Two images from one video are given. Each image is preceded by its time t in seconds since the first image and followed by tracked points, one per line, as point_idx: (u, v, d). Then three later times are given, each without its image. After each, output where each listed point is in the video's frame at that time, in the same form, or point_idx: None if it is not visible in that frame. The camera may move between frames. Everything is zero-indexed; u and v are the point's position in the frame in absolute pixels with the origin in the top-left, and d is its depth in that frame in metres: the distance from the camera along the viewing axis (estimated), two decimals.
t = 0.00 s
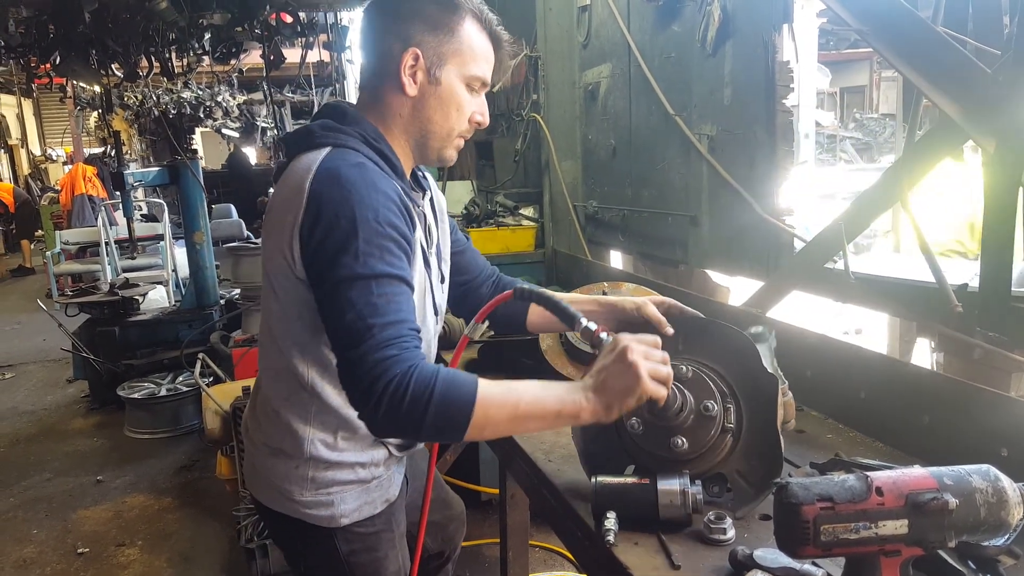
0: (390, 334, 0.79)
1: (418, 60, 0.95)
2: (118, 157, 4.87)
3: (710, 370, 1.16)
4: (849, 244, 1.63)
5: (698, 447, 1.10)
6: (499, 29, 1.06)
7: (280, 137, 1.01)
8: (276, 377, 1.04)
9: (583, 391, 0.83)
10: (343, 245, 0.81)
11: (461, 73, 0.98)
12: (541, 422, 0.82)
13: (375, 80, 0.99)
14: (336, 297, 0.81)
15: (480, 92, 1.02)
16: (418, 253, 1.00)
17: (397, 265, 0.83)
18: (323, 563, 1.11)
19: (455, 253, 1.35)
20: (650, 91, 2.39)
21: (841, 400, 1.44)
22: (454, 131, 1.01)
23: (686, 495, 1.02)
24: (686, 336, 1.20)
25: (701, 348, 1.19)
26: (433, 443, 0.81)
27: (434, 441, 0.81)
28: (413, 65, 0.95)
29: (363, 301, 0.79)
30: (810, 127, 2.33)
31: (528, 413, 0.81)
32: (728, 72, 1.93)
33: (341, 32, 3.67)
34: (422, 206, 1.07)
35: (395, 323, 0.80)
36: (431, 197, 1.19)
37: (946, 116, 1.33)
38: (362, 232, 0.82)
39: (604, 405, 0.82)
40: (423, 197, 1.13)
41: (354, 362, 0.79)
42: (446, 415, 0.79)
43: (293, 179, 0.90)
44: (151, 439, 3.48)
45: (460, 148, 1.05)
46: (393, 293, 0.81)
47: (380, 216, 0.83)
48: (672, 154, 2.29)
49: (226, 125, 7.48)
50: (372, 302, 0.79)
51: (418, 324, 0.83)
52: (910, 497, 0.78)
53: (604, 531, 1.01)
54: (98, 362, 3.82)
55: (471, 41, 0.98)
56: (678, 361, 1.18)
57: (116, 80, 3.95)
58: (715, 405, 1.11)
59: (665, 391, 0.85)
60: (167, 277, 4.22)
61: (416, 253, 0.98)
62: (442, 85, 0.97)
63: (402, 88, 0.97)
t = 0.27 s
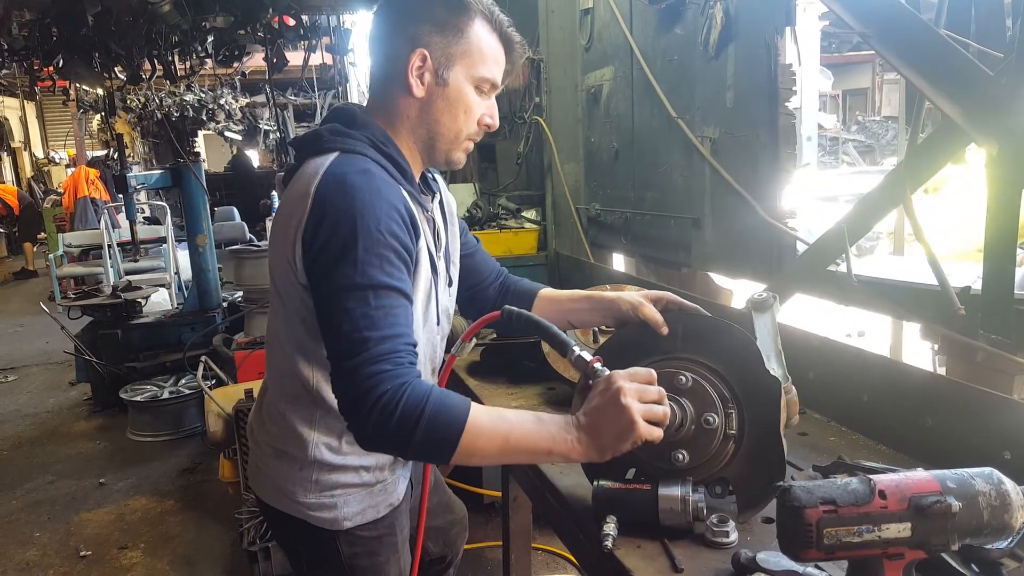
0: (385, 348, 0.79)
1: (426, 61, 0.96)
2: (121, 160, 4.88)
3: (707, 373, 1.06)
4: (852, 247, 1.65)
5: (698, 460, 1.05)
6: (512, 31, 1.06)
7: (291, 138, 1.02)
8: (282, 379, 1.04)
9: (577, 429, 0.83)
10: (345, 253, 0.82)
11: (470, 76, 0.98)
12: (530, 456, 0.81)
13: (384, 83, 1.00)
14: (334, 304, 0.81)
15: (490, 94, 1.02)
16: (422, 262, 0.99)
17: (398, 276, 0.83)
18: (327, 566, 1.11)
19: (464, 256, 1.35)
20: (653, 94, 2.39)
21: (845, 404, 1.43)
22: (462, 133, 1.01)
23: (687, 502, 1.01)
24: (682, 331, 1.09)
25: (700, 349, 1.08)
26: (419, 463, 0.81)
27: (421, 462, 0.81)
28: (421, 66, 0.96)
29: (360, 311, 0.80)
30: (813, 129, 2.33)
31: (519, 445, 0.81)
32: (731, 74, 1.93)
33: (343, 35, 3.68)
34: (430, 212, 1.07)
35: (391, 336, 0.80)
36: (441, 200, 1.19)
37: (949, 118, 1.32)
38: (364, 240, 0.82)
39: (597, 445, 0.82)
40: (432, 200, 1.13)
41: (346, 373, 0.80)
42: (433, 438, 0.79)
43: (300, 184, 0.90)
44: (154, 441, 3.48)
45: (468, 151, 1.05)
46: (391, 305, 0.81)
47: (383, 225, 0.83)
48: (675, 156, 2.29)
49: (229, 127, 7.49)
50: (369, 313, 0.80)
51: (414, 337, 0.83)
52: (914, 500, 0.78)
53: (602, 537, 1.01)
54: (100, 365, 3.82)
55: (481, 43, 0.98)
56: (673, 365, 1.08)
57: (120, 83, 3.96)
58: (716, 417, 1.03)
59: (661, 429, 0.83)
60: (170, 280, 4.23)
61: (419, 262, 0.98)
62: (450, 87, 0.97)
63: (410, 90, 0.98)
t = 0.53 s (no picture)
0: (385, 353, 0.80)
1: (429, 63, 0.96)
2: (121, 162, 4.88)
3: (707, 376, 1.06)
4: (852, 248, 1.66)
5: (697, 466, 1.04)
6: (520, 35, 1.06)
7: (295, 141, 1.02)
8: (285, 380, 1.05)
9: (576, 442, 0.82)
10: (346, 257, 0.82)
11: (474, 79, 0.99)
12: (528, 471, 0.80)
13: (389, 85, 1.01)
14: (335, 308, 0.81)
15: (494, 98, 1.02)
16: (425, 266, 0.99)
17: (398, 282, 0.83)
18: (329, 568, 1.11)
19: (469, 257, 1.36)
20: (653, 96, 2.40)
21: (846, 405, 1.43)
22: (465, 136, 1.02)
23: (687, 505, 1.01)
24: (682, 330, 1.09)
25: (702, 352, 1.07)
26: (416, 471, 0.81)
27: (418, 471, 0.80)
28: (424, 68, 0.96)
29: (359, 316, 0.80)
30: (813, 131, 2.34)
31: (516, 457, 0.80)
32: (732, 76, 1.94)
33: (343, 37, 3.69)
34: (435, 215, 1.07)
35: (391, 342, 0.80)
36: (446, 202, 1.19)
37: (948, 119, 1.33)
38: (364, 244, 0.82)
39: (596, 459, 0.80)
40: (436, 203, 1.13)
41: (344, 378, 0.80)
42: (429, 447, 0.78)
43: (303, 186, 0.91)
44: (154, 443, 3.48)
45: (472, 155, 1.05)
46: (391, 310, 0.81)
47: (383, 230, 0.84)
48: (675, 158, 2.30)
49: (229, 129, 7.50)
50: (368, 318, 0.80)
51: (414, 343, 0.83)
52: (912, 500, 0.78)
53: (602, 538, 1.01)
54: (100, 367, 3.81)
55: (487, 46, 0.98)
56: (675, 367, 1.07)
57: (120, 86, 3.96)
58: (715, 424, 1.03)
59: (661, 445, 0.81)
60: (170, 282, 4.23)
61: (422, 265, 0.98)
62: (453, 89, 0.98)
63: (414, 92, 0.98)
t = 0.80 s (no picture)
0: (379, 363, 0.80)
1: (426, 66, 0.96)
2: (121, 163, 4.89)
3: (705, 382, 1.06)
4: (851, 250, 1.65)
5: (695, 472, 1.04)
6: (521, 37, 1.05)
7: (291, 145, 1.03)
8: (282, 383, 1.05)
9: (572, 460, 0.82)
10: (339, 264, 0.82)
11: (472, 82, 0.98)
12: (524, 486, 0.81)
13: (386, 88, 1.01)
14: (328, 316, 0.82)
15: (493, 101, 1.02)
16: (421, 271, 0.99)
17: (392, 290, 0.83)
18: (327, 569, 1.11)
19: (470, 261, 1.36)
20: (652, 98, 2.40)
21: (844, 407, 1.44)
22: (463, 140, 1.02)
23: (683, 508, 1.01)
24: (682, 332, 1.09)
25: (700, 356, 1.07)
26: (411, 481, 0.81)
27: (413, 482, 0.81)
28: (421, 71, 0.97)
29: (353, 325, 0.80)
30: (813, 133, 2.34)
31: (511, 471, 0.81)
32: (731, 78, 1.94)
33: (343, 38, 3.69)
34: (432, 219, 1.07)
35: (385, 351, 0.80)
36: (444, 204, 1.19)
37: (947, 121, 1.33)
38: (357, 252, 0.82)
39: (591, 479, 0.80)
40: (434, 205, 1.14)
41: (338, 387, 0.80)
42: (424, 459, 0.79)
43: (297, 193, 0.91)
44: (154, 444, 3.48)
45: (470, 158, 1.05)
46: (384, 319, 0.81)
47: (376, 237, 0.84)
48: (675, 160, 2.30)
49: (229, 130, 7.51)
50: (362, 328, 0.80)
51: (409, 351, 0.84)
52: (912, 502, 0.78)
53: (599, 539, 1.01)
54: (100, 367, 3.82)
55: (485, 49, 0.98)
56: (674, 372, 1.08)
57: (120, 86, 3.97)
58: (714, 431, 1.03)
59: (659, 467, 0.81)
60: (170, 283, 4.23)
61: (418, 270, 0.98)
62: (450, 92, 0.98)
63: (411, 95, 0.98)
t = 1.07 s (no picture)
0: (380, 368, 0.80)
1: (427, 68, 0.96)
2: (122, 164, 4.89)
3: (707, 383, 1.06)
4: (852, 252, 1.65)
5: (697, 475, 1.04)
6: (522, 38, 1.06)
7: (291, 147, 1.03)
8: (282, 385, 1.04)
9: (574, 462, 0.82)
10: (339, 267, 0.82)
11: (473, 84, 0.99)
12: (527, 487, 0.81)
13: (387, 90, 1.01)
14: (329, 320, 0.82)
15: (495, 103, 1.02)
16: (421, 273, 0.99)
17: (393, 293, 0.83)
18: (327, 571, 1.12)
19: (470, 261, 1.36)
20: (654, 99, 2.40)
21: (845, 409, 1.44)
22: (464, 142, 1.02)
23: (685, 510, 1.01)
24: (682, 334, 1.09)
25: (702, 357, 1.07)
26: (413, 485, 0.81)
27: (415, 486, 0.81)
28: (422, 73, 0.97)
29: (354, 329, 0.80)
30: (813, 134, 2.34)
31: (513, 474, 0.81)
32: (732, 80, 1.94)
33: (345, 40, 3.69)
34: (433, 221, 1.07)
35: (386, 356, 0.80)
36: (445, 206, 1.19)
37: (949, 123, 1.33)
38: (358, 255, 0.82)
39: (593, 480, 0.80)
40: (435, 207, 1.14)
41: (340, 392, 0.80)
42: (426, 464, 0.79)
43: (298, 195, 0.91)
44: (155, 445, 3.48)
45: (472, 160, 1.05)
46: (385, 323, 0.81)
47: (377, 239, 0.84)
48: (676, 162, 2.30)
49: (230, 131, 7.52)
50: (362, 332, 0.80)
51: (410, 355, 0.84)
52: (914, 505, 0.78)
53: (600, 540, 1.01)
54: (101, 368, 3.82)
55: (486, 50, 0.98)
56: (676, 374, 1.08)
57: (122, 87, 3.97)
58: (716, 432, 1.03)
59: (661, 468, 0.81)
60: (171, 283, 4.23)
61: (419, 272, 0.98)
62: (452, 94, 0.98)
63: (412, 96, 0.98)
